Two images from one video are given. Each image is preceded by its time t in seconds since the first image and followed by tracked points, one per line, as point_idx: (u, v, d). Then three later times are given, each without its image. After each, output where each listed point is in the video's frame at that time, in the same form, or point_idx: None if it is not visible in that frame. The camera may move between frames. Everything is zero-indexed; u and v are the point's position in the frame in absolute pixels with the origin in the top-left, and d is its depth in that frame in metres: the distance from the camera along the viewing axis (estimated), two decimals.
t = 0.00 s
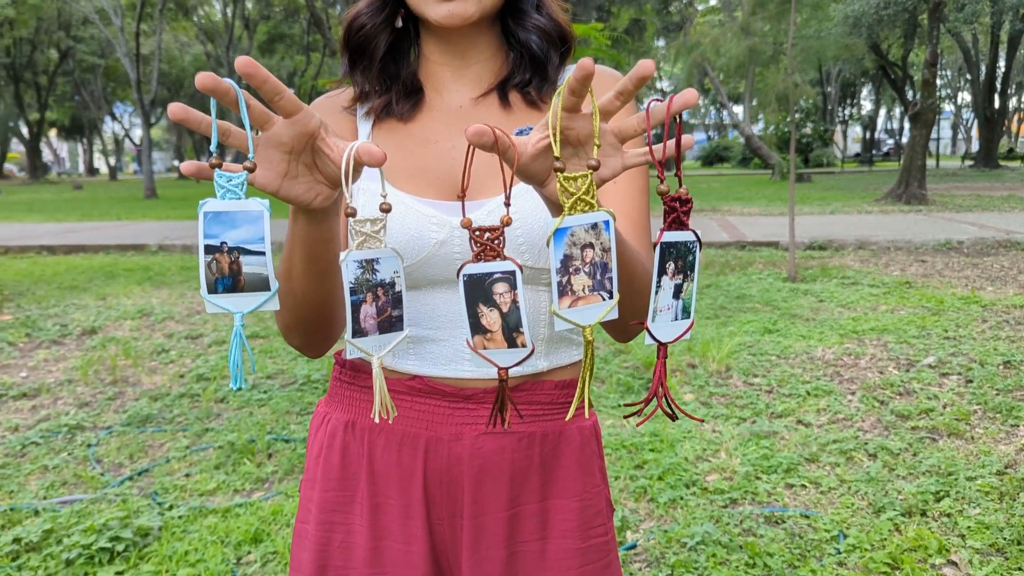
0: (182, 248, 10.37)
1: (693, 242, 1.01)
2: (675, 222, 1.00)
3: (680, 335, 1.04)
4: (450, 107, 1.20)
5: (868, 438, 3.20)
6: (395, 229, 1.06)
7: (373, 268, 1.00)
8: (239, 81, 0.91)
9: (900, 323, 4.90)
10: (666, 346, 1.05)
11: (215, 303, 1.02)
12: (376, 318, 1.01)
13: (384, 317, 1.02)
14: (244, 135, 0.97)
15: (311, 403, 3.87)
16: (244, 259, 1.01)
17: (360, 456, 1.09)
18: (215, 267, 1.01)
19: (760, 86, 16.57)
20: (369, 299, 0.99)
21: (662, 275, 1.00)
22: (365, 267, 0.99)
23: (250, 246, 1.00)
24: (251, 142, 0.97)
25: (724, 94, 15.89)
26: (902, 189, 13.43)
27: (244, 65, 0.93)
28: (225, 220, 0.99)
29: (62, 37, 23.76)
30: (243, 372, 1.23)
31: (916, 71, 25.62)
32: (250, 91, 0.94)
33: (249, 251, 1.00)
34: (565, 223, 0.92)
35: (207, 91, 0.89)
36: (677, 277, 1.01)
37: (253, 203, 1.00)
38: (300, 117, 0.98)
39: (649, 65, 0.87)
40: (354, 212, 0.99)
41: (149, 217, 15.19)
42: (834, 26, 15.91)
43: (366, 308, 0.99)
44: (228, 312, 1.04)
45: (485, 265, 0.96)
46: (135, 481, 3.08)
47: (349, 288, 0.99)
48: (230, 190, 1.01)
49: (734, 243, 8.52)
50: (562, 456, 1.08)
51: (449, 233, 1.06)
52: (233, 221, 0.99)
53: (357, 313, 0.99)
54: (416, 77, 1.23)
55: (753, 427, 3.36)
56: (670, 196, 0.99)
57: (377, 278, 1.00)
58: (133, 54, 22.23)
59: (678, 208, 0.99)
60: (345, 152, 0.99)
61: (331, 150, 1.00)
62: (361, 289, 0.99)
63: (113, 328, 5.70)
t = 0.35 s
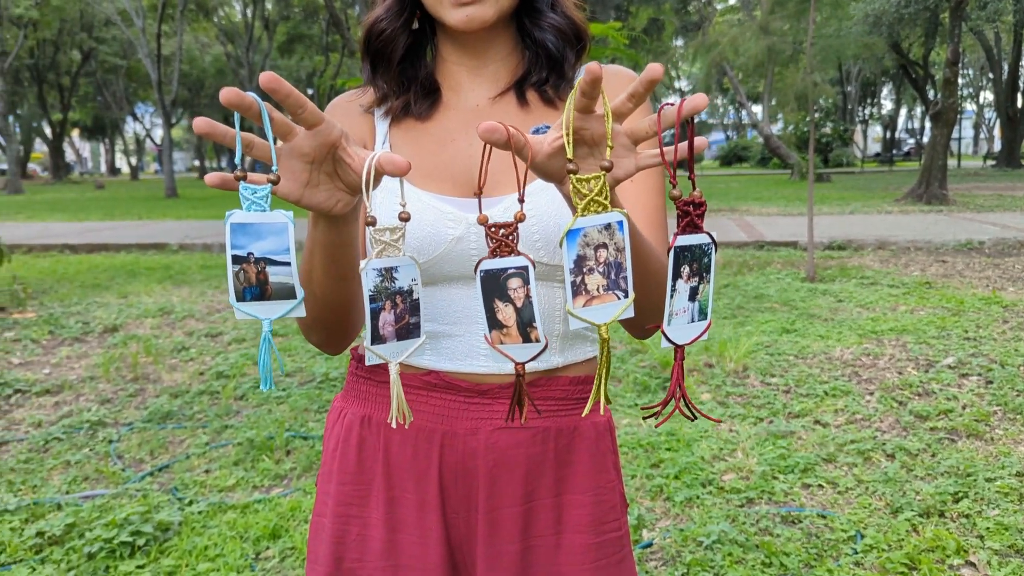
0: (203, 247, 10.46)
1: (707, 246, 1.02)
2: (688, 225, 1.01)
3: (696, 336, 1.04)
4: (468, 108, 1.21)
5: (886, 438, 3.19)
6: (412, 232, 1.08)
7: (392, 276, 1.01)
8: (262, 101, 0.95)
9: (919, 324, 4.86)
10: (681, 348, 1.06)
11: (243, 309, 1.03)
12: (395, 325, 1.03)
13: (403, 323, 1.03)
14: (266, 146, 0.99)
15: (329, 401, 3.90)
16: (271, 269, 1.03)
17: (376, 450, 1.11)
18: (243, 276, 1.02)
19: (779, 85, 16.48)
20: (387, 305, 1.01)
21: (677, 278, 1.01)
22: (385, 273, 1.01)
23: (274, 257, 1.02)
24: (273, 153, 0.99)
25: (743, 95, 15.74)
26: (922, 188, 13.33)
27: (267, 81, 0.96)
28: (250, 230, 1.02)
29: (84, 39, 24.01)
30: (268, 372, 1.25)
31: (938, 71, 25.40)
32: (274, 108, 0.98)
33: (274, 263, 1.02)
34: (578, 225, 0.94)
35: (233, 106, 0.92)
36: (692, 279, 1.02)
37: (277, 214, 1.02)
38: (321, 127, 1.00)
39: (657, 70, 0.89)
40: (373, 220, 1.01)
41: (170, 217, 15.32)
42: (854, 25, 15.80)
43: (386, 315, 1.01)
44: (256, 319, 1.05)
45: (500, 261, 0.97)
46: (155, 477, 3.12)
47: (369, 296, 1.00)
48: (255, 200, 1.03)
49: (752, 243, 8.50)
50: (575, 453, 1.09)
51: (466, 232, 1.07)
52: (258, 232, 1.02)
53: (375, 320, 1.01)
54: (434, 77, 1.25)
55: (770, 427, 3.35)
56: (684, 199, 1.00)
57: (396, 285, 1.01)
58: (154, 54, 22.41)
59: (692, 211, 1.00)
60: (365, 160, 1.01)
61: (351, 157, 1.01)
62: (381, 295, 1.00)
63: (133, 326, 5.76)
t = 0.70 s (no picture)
0: (217, 247, 10.52)
1: (728, 249, 1.03)
2: (705, 225, 1.03)
3: (711, 339, 1.05)
4: (491, 107, 1.23)
5: (901, 438, 3.19)
6: (432, 231, 1.10)
7: (414, 273, 1.03)
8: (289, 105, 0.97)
9: (934, 324, 4.84)
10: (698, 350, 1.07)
11: (268, 308, 1.06)
12: (416, 320, 1.05)
13: (423, 319, 1.05)
14: (294, 144, 1.01)
15: (344, 399, 3.93)
16: (295, 267, 1.05)
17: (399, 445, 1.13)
18: (266, 274, 1.05)
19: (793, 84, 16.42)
20: (409, 302, 1.03)
21: (691, 277, 1.02)
22: (406, 271, 1.03)
23: (302, 254, 1.04)
24: (299, 151, 1.01)
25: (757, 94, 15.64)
26: (937, 188, 13.25)
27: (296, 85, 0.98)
28: (276, 230, 1.04)
29: (100, 40, 24.19)
30: (290, 370, 1.26)
31: (953, 69, 25.23)
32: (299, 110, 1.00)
33: (302, 259, 1.04)
34: (597, 220, 0.97)
35: (258, 110, 0.94)
36: (706, 280, 1.03)
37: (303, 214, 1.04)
38: (346, 127, 1.02)
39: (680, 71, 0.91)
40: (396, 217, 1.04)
41: (185, 217, 15.41)
42: (868, 23, 15.72)
43: (406, 312, 1.03)
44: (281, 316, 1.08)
45: (526, 261, 1.00)
46: (174, 475, 3.15)
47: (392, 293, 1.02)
48: (280, 199, 1.05)
49: (766, 243, 8.49)
50: (594, 451, 1.10)
51: (489, 232, 1.09)
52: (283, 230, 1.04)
53: (397, 316, 1.03)
54: (455, 79, 1.26)
55: (784, 426, 3.36)
56: (705, 200, 1.02)
57: (417, 282, 1.04)
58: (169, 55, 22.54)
59: (709, 211, 1.02)
60: (389, 159, 1.03)
61: (374, 156, 1.04)
62: (402, 292, 1.02)
63: (150, 325, 5.81)
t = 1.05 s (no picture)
0: (225, 247, 10.57)
1: (744, 239, 1.06)
2: (723, 218, 1.05)
3: (731, 328, 1.07)
4: (508, 106, 1.25)
5: (908, 438, 3.21)
6: (446, 229, 1.12)
7: (415, 254, 1.05)
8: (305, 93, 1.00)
9: (941, 324, 4.85)
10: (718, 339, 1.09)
11: (280, 284, 1.07)
12: (414, 302, 1.07)
13: (422, 301, 1.07)
14: (306, 127, 1.04)
15: (354, 399, 3.96)
16: (306, 246, 1.07)
17: (417, 440, 1.15)
18: (278, 252, 1.06)
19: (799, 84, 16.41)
20: (409, 283, 1.05)
21: (711, 271, 1.04)
22: (406, 253, 1.05)
23: (310, 235, 1.06)
24: (312, 135, 1.04)
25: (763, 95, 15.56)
26: (944, 188, 13.23)
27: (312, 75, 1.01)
28: (288, 209, 1.06)
29: (107, 41, 24.30)
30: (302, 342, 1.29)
31: (960, 69, 25.13)
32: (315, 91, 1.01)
33: (311, 239, 1.06)
34: (610, 218, 0.99)
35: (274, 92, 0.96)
36: (727, 272, 1.05)
37: (314, 193, 1.06)
38: (357, 113, 1.05)
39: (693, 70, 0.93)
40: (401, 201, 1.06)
41: (192, 217, 15.47)
42: (875, 24, 15.69)
43: (404, 293, 1.06)
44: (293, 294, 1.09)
45: (545, 260, 1.03)
46: (185, 473, 3.18)
47: (393, 274, 1.05)
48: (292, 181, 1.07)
49: (773, 243, 8.50)
50: (608, 449, 1.12)
51: (508, 233, 1.11)
52: (296, 210, 1.06)
53: (397, 296, 1.05)
54: (475, 81, 1.29)
55: (791, 426, 3.37)
56: (721, 195, 1.04)
57: (418, 264, 1.06)
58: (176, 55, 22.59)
59: (726, 206, 1.04)
60: (398, 144, 1.06)
61: (384, 142, 1.07)
62: (401, 273, 1.05)
63: (160, 325, 5.85)
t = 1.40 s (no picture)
0: (223, 249, 10.57)
1: (751, 266, 1.09)
2: (731, 244, 1.08)
3: (738, 349, 1.10)
4: (519, 121, 1.28)
5: (905, 440, 3.23)
6: (465, 251, 1.15)
7: (442, 295, 1.09)
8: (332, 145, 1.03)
9: (937, 327, 4.88)
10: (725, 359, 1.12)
11: (315, 329, 1.10)
12: (445, 339, 1.11)
13: (453, 338, 1.11)
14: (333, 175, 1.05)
15: (354, 400, 3.97)
16: (339, 291, 1.10)
17: (429, 446, 1.17)
18: (312, 299, 1.10)
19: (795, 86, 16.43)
20: (439, 322, 1.09)
21: (718, 294, 1.07)
22: (436, 293, 1.09)
23: (343, 281, 1.10)
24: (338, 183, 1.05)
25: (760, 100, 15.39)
26: (940, 190, 13.27)
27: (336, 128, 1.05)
28: (319, 258, 1.08)
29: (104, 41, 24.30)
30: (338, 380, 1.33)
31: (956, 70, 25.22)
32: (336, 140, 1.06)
33: (344, 286, 1.10)
34: (628, 247, 1.03)
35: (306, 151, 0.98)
36: (733, 295, 1.08)
37: (344, 242, 1.09)
38: (379, 161, 1.09)
39: (703, 107, 0.96)
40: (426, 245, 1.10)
41: (190, 218, 15.47)
42: (872, 26, 15.74)
43: (437, 332, 1.10)
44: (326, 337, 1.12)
45: (566, 285, 1.06)
46: (188, 475, 3.20)
47: (424, 314, 1.08)
48: (323, 229, 1.10)
49: (770, 245, 8.53)
50: (612, 456, 1.14)
51: (519, 242, 1.13)
52: (326, 258, 1.08)
53: (429, 335, 1.09)
54: (486, 96, 1.31)
55: (789, 428, 3.40)
56: (727, 222, 1.07)
57: (446, 303, 1.09)
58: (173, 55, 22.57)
59: (734, 233, 1.07)
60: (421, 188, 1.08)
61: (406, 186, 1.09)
62: (433, 313, 1.09)
63: (159, 327, 5.87)
